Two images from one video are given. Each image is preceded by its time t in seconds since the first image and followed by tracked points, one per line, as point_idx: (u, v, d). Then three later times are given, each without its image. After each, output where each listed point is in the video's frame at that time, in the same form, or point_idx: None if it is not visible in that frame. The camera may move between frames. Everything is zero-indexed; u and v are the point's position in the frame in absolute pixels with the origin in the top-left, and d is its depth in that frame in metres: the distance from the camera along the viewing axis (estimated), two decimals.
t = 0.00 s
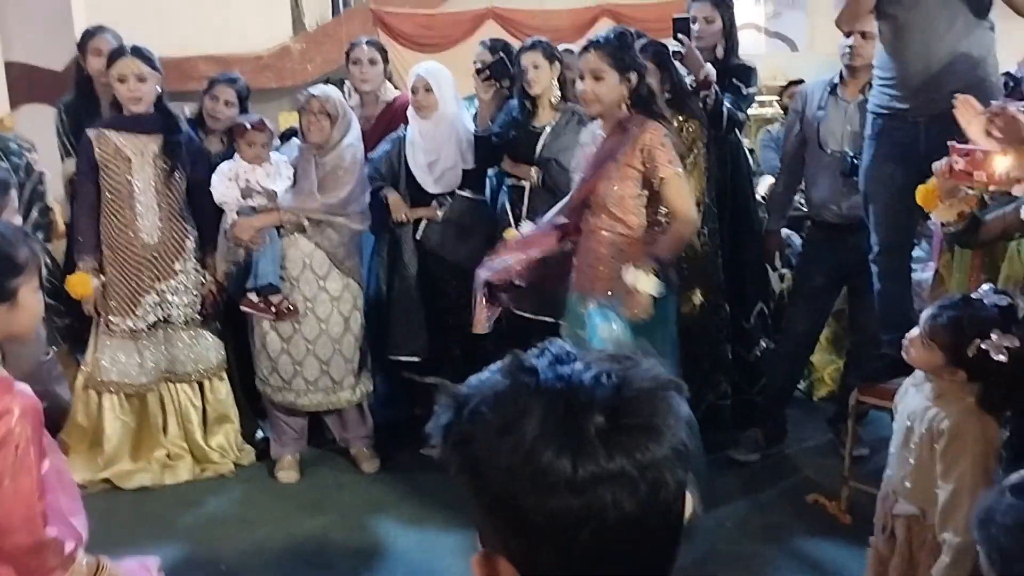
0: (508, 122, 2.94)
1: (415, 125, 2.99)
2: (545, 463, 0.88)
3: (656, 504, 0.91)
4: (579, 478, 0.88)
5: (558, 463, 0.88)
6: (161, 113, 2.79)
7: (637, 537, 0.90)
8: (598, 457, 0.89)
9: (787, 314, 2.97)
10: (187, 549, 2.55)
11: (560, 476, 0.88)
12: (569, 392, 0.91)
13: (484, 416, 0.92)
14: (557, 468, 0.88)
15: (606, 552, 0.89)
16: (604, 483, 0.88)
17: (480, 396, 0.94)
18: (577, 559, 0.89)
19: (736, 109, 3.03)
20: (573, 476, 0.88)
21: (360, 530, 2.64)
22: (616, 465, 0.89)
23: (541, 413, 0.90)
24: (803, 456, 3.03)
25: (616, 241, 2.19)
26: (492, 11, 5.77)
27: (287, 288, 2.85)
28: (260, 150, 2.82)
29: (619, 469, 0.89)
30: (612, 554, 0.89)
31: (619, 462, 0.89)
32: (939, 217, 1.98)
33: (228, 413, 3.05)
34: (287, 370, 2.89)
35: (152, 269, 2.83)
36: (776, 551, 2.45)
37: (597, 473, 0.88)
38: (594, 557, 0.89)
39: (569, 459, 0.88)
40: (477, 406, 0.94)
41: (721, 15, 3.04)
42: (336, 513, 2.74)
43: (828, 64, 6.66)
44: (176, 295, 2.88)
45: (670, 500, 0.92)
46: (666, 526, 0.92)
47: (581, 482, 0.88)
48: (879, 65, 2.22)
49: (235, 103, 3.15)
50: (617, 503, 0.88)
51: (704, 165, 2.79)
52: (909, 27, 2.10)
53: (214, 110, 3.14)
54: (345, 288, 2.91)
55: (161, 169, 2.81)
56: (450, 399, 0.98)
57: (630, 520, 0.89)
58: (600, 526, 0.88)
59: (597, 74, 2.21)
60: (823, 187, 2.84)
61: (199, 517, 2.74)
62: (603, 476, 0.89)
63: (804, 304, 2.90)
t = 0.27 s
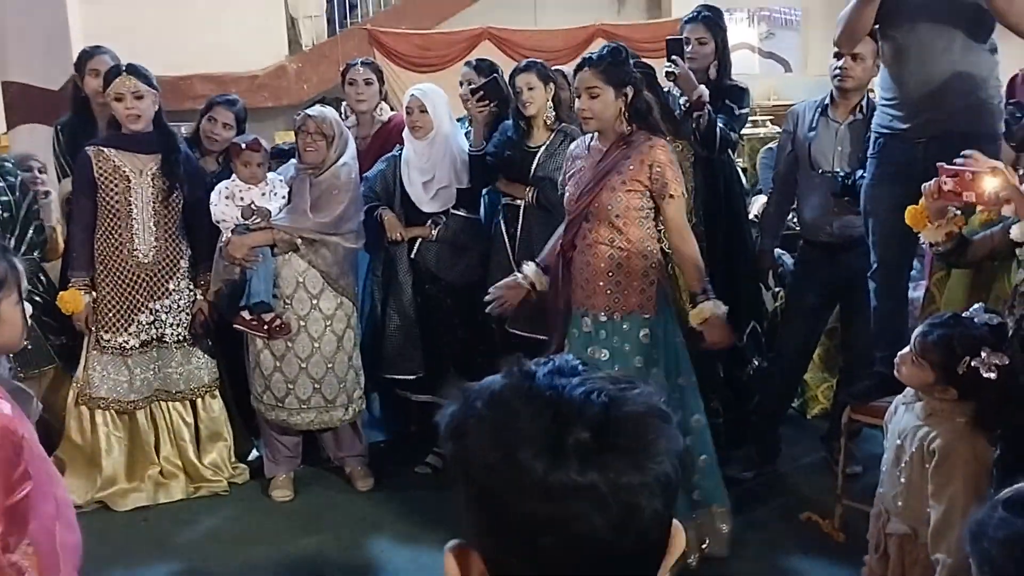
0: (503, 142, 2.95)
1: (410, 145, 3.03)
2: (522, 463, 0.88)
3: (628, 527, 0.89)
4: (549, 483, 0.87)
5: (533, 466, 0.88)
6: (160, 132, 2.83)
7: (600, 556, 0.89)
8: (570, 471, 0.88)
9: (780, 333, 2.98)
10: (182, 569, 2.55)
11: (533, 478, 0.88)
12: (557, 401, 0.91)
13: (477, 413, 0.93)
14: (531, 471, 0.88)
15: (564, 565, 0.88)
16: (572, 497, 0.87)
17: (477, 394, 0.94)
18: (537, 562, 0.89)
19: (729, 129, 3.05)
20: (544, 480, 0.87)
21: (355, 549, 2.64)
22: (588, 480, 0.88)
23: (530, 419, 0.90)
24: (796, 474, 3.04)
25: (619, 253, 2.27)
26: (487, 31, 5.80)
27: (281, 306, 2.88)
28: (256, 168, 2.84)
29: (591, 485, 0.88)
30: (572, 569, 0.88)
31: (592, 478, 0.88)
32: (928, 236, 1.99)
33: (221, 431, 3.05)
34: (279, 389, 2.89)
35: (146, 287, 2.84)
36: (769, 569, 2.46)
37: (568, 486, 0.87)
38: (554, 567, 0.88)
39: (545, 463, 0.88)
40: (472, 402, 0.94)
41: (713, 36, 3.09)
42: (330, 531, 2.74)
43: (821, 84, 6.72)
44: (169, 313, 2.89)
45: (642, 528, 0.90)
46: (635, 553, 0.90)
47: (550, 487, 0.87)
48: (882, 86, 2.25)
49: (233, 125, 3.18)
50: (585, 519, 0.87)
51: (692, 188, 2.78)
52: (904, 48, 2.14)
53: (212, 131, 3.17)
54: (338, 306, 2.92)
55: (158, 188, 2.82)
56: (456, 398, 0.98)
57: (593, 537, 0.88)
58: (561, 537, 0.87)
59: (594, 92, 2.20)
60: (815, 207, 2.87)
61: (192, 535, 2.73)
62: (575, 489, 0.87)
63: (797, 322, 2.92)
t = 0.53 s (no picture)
0: (501, 147, 3.00)
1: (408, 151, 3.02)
2: (499, 458, 0.89)
3: (602, 533, 0.88)
4: (523, 481, 0.87)
5: (509, 461, 0.88)
6: (161, 141, 2.84)
7: (576, 561, 0.88)
8: (543, 471, 0.87)
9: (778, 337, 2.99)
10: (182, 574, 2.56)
11: (508, 474, 0.88)
12: (538, 400, 0.92)
13: (464, 410, 0.94)
14: (506, 466, 0.88)
15: (538, 567, 0.88)
16: (543, 499, 0.87)
17: (465, 392, 0.96)
18: (513, 561, 0.89)
19: (727, 133, 3.06)
20: (517, 478, 0.88)
21: (355, 554, 2.65)
22: (559, 482, 0.87)
23: (512, 416, 0.91)
24: (794, 477, 3.05)
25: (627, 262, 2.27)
26: (485, 37, 5.82)
27: (281, 310, 2.89)
28: (255, 176, 2.86)
29: (564, 487, 0.87)
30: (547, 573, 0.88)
31: (565, 480, 0.87)
32: (924, 239, 2.00)
33: (220, 437, 3.05)
34: (278, 393, 2.90)
35: (144, 293, 2.85)
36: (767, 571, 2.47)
37: (543, 486, 0.87)
38: (532, 566, 0.88)
39: (520, 459, 0.88)
40: (460, 400, 0.96)
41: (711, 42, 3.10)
42: (330, 536, 2.75)
43: (819, 89, 6.76)
44: (168, 318, 2.90)
45: (618, 536, 0.89)
46: (614, 558, 0.89)
47: (524, 485, 0.87)
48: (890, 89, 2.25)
49: (234, 133, 3.20)
50: (560, 520, 0.87)
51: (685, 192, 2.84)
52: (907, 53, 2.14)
53: (213, 140, 3.18)
54: (338, 312, 2.92)
55: (158, 194, 2.83)
56: (450, 397, 0.99)
57: (566, 540, 0.87)
58: (535, 538, 0.87)
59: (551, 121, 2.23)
60: (812, 211, 2.88)
61: (190, 540, 2.74)
62: (548, 489, 0.87)
63: (795, 326, 2.93)
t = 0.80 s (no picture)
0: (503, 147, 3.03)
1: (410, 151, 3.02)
2: (474, 479, 0.88)
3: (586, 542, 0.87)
4: (498, 497, 0.87)
5: (485, 477, 0.88)
6: (158, 139, 2.84)
7: (569, 561, 0.86)
8: (519, 485, 0.87)
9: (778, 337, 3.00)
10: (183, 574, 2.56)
11: (485, 491, 0.87)
12: (509, 412, 0.90)
13: (436, 431, 0.94)
14: (483, 483, 0.88)
15: None
16: (523, 512, 0.86)
17: (437, 410, 0.95)
18: None
19: (726, 134, 3.06)
20: (495, 494, 0.87)
21: (356, 553, 2.65)
22: (537, 495, 0.86)
23: (483, 432, 0.90)
24: (794, 477, 3.05)
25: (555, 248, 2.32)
26: (485, 39, 5.84)
27: (282, 310, 2.90)
28: (254, 175, 2.89)
29: (543, 500, 0.86)
30: None
31: (543, 492, 0.86)
32: (923, 239, 2.01)
33: (221, 437, 3.06)
34: (280, 394, 2.90)
35: (145, 292, 2.85)
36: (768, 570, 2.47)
37: (520, 501, 0.86)
38: None
39: (496, 475, 0.88)
40: (434, 419, 0.95)
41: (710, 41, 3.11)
42: (331, 536, 2.76)
43: (819, 90, 6.78)
44: (168, 318, 2.90)
45: (606, 539, 0.88)
46: (607, 559, 0.88)
47: (500, 501, 0.87)
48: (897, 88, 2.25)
49: (236, 136, 3.20)
50: (538, 532, 0.86)
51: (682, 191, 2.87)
52: (915, 56, 2.15)
53: (216, 141, 3.19)
54: (340, 312, 2.93)
55: (158, 193, 2.84)
56: (423, 414, 0.99)
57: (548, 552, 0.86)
58: (516, 553, 0.87)
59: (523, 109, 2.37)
60: (812, 210, 2.89)
61: (192, 541, 2.75)
62: (527, 504, 0.86)
63: (795, 325, 2.93)
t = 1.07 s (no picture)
0: (508, 145, 3.04)
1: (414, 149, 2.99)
2: (487, 467, 0.88)
3: (600, 522, 0.87)
4: (514, 483, 0.87)
5: (499, 464, 0.88)
6: (160, 136, 2.85)
7: (576, 550, 0.87)
8: (532, 468, 0.87)
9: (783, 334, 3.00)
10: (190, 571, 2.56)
11: (500, 477, 0.87)
12: (518, 397, 0.90)
13: (446, 420, 0.93)
14: (496, 471, 0.88)
15: (546, 566, 0.87)
16: (538, 495, 0.86)
17: (447, 400, 0.95)
18: (515, 561, 0.88)
19: (732, 131, 3.05)
20: (509, 481, 0.87)
21: (362, 551, 2.65)
22: (551, 477, 0.86)
23: (493, 420, 0.89)
24: (800, 474, 3.05)
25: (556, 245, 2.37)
26: (490, 38, 5.84)
27: (287, 309, 2.90)
28: (261, 172, 2.92)
29: (557, 481, 0.86)
30: (556, 569, 0.87)
31: (557, 474, 0.86)
32: (930, 234, 2.01)
33: (227, 434, 3.07)
34: (285, 391, 2.91)
35: (152, 289, 2.85)
36: (774, 567, 2.47)
37: (534, 484, 0.86)
38: (535, 564, 0.87)
39: (509, 461, 0.87)
40: (444, 409, 0.95)
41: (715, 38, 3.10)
42: (337, 533, 2.76)
43: (825, 89, 6.77)
44: (175, 314, 2.90)
45: (619, 520, 0.88)
46: (613, 544, 0.88)
47: (516, 487, 0.87)
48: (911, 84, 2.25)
49: (242, 132, 3.20)
50: (556, 514, 0.86)
51: (685, 188, 2.88)
52: (926, 54, 2.15)
53: (221, 137, 3.19)
54: (344, 309, 2.93)
55: (162, 188, 2.84)
56: (431, 409, 0.99)
57: (565, 533, 0.86)
58: (533, 536, 0.87)
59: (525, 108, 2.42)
60: (818, 207, 2.88)
61: (199, 538, 2.75)
62: (542, 487, 0.86)
63: (801, 322, 2.93)
